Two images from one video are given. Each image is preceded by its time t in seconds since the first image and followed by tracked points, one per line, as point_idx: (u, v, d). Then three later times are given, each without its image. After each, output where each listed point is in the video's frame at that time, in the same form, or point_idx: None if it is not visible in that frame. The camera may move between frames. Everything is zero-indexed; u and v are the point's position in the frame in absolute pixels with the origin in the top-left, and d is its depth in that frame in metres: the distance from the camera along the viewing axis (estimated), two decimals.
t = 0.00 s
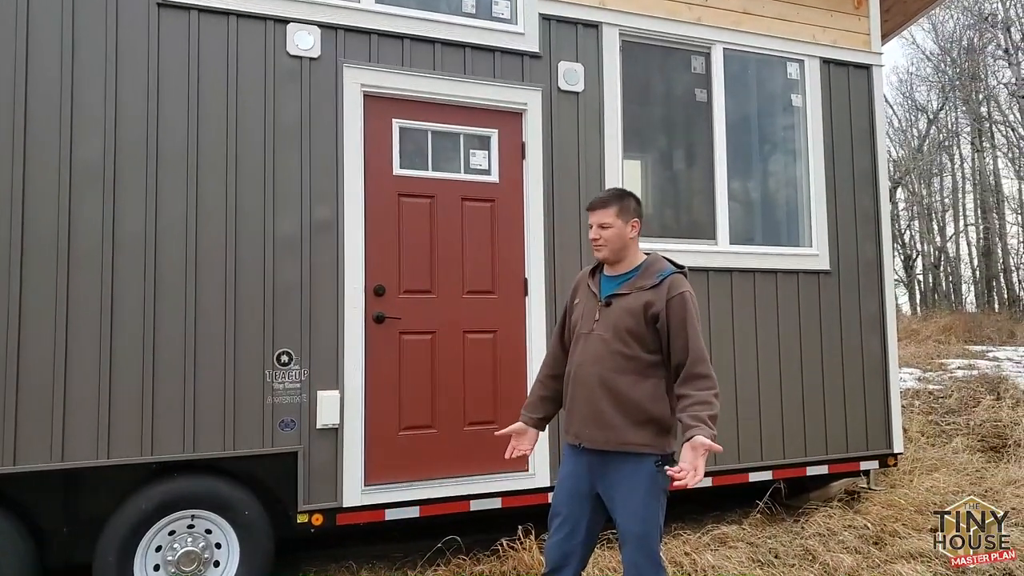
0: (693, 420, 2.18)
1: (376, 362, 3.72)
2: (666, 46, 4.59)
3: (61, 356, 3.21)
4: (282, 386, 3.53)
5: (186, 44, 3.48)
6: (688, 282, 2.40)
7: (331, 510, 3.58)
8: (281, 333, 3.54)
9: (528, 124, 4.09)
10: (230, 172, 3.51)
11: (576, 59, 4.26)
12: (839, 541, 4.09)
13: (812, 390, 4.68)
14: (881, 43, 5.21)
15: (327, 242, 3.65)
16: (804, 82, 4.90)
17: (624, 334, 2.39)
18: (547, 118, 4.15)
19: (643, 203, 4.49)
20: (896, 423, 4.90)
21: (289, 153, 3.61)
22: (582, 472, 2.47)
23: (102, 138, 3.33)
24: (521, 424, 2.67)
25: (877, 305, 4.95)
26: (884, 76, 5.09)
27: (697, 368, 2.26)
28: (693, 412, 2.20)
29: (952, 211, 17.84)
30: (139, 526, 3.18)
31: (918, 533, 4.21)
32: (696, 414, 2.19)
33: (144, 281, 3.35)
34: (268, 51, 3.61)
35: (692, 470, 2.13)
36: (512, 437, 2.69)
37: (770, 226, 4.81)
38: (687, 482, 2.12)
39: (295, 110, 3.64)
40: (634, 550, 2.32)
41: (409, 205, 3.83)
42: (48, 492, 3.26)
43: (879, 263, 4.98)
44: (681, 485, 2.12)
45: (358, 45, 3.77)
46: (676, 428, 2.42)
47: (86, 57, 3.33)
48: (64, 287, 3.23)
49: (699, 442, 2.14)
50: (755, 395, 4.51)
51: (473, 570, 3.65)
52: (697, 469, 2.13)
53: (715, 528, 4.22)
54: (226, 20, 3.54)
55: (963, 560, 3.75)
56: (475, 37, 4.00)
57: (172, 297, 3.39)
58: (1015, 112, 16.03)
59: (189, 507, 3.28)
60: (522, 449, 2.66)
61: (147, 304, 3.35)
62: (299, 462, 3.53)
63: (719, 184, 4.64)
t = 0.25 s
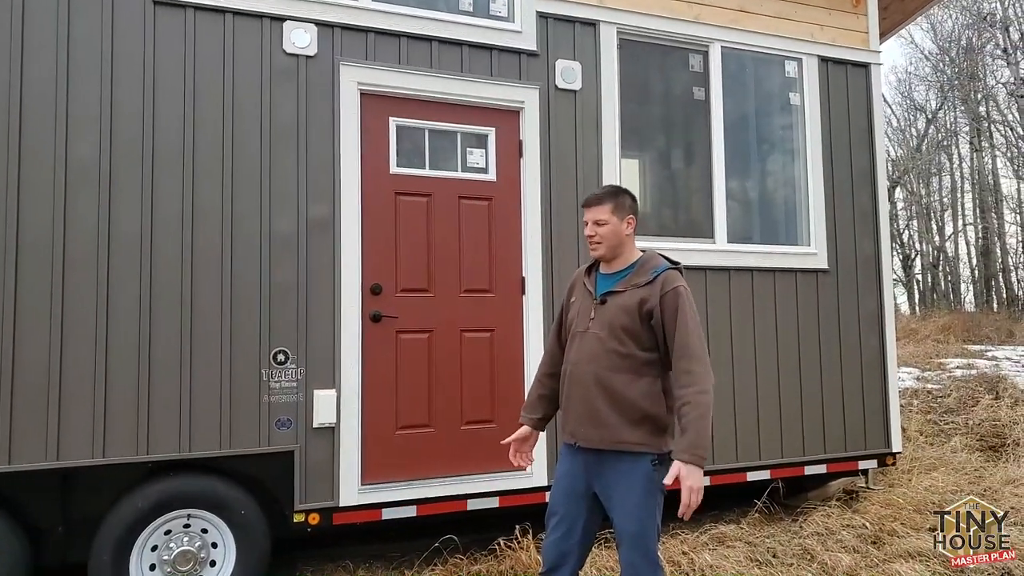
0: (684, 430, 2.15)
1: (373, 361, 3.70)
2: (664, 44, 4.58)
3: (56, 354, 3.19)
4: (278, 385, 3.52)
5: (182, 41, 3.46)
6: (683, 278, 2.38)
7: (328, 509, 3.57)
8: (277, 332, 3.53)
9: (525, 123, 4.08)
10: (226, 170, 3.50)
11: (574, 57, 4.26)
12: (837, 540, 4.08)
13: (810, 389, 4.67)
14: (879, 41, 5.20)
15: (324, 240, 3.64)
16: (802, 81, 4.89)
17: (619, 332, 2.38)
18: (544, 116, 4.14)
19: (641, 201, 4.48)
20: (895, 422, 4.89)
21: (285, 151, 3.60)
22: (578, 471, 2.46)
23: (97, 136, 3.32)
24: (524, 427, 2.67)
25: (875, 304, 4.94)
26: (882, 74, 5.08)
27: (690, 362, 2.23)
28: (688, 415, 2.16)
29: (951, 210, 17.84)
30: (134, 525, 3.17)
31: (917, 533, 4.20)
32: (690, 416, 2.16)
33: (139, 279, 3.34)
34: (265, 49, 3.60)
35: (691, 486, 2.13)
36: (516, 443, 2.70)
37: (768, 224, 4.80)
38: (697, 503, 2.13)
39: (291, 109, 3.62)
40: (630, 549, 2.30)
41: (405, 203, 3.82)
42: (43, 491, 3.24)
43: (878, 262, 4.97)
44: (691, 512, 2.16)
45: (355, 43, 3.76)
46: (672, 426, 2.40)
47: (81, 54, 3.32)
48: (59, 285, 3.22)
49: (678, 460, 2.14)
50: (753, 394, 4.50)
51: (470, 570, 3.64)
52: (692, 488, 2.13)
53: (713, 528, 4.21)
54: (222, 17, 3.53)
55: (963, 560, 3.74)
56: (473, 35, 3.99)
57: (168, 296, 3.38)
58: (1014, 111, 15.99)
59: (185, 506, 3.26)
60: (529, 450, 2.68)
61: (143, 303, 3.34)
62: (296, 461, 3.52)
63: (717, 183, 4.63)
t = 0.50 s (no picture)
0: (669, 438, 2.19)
1: (370, 361, 3.70)
2: (662, 43, 4.57)
3: (53, 354, 3.19)
4: (275, 384, 3.51)
5: (179, 40, 3.46)
6: (678, 278, 2.36)
7: (325, 509, 3.57)
8: (275, 331, 3.53)
9: (523, 122, 4.07)
10: (223, 169, 3.49)
11: (572, 56, 4.25)
12: (836, 540, 4.08)
13: (808, 388, 4.67)
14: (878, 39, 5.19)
15: (321, 240, 3.63)
16: (801, 79, 4.88)
17: (613, 333, 2.37)
18: (542, 116, 4.13)
19: (639, 200, 4.47)
20: (893, 422, 4.89)
21: (283, 151, 3.60)
22: (575, 472, 2.46)
23: (94, 135, 3.31)
24: (534, 432, 2.68)
25: (874, 303, 4.93)
26: (881, 73, 5.07)
27: (682, 366, 2.23)
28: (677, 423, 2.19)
29: (951, 209, 17.82)
30: (132, 525, 3.17)
31: (916, 532, 4.20)
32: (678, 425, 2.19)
33: (137, 278, 3.33)
34: (261, 48, 3.59)
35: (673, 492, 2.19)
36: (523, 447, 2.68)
37: (767, 224, 4.79)
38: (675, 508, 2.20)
39: (289, 108, 3.62)
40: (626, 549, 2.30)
41: (403, 203, 3.81)
42: (41, 490, 3.24)
43: (876, 261, 4.97)
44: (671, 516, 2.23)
45: (352, 42, 3.76)
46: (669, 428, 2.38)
47: (78, 53, 3.31)
48: (56, 284, 3.22)
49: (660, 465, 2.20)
50: (751, 394, 4.50)
51: (468, 569, 3.63)
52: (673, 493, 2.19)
53: (711, 527, 4.21)
54: (219, 16, 3.53)
55: (963, 560, 3.75)
56: (470, 34, 3.99)
57: (165, 295, 3.37)
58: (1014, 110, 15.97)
59: (182, 506, 3.26)
60: (533, 455, 2.62)
61: (140, 302, 3.33)
62: (293, 460, 3.51)
63: (716, 182, 4.63)
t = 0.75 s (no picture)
0: (667, 436, 2.18)
1: (368, 360, 3.70)
2: (661, 42, 4.57)
3: (52, 354, 3.19)
4: (274, 384, 3.52)
5: (178, 40, 3.46)
6: (675, 277, 2.36)
7: (324, 508, 3.57)
8: (273, 331, 3.53)
9: (522, 122, 4.07)
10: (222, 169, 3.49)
11: (571, 56, 4.25)
12: (835, 540, 4.08)
13: (808, 388, 4.66)
14: (878, 39, 5.19)
15: (319, 240, 3.63)
16: (800, 79, 4.88)
17: (610, 332, 2.37)
18: (541, 115, 4.13)
19: (638, 200, 4.47)
20: (893, 421, 4.88)
21: (281, 151, 3.60)
22: (572, 472, 2.46)
23: (93, 135, 3.31)
24: (535, 433, 2.69)
25: (873, 303, 4.93)
26: (881, 73, 5.07)
27: (678, 365, 2.23)
28: (674, 421, 2.19)
29: (951, 208, 17.81)
30: (130, 525, 3.17)
31: (915, 532, 4.19)
32: (675, 423, 2.18)
33: (135, 278, 3.33)
34: (260, 48, 3.59)
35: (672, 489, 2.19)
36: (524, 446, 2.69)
37: (766, 223, 4.79)
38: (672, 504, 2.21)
39: (287, 107, 3.62)
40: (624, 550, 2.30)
41: (401, 202, 3.81)
42: (40, 490, 3.24)
43: (875, 260, 4.96)
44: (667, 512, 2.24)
45: (351, 41, 3.76)
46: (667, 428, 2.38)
47: (76, 53, 3.31)
48: (55, 284, 3.22)
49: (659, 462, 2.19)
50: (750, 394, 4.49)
51: (466, 569, 3.63)
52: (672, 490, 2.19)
53: (710, 527, 4.21)
54: (218, 16, 3.53)
55: (963, 560, 3.74)
56: (469, 34, 3.98)
57: (164, 295, 3.37)
58: (1015, 109, 15.86)
59: (181, 505, 3.26)
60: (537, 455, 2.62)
61: (139, 302, 3.33)
62: (292, 460, 3.51)
63: (715, 182, 4.62)
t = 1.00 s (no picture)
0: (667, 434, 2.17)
1: (368, 359, 3.70)
2: (661, 40, 4.57)
3: (53, 353, 3.20)
4: (274, 382, 3.52)
5: (177, 39, 3.46)
6: (674, 276, 2.36)
7: (324, 507, 3.57)
8: (273, 329, 3.53)
9: (522, 120, 4.07)
10: (221, 167, 3.49)
11: (571, 54, 4.24)
12: (835, 539, 4.07)
13: (808, 387, 4.66)
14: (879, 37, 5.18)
15: (319, 238, 3.63)
16: (801, 77, 4.87)
17: (609, 331, 2.37)
18: (541, 114, 4.13)
19: (638, 199, 4.47)
20: (894, 420, 4.88)
21: (281, 150, 3.60)
22: (573, 470, 2.46)
23: (93, 134, 3.31)
24: (534, 431, 2.69)
25: (874, 301, 4.92)
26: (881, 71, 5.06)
27: (677, 363, 2.23)
28: (674, 419, 2.18)
29: (953, 207, 17.79)
30: (131, 523, 3.17)
31: (915, 531, 4.19)
32: (675, 421, 2.18)
33: (135, 277, 3.34)
34: (260, 47, 3.59)
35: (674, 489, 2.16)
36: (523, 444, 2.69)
37: (766, 222, 4.79)
38: (676, 504, 2.18)
39: (287, 106, 3.62)
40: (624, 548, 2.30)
41: (402, 201, 3.81)
42: (41, 488, 3.24)
43: (876, 259, 4.95)
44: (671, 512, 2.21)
45: (351, 40, 3.76)
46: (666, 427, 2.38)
47: (76, 52, 3.31)
48: (56, 283, 3.22)
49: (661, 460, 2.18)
50: (751, 393, 4.49)
51: (466, 567, 3.63)
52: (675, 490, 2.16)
53: (710, 526, 4.21)
54: (217, 15, 3.53)
55: (963, 560, 3.72)
56: (469, 32, 3.98)
57: (164, 293, 3.38)
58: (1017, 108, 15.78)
59: (182, 504, 3.27)
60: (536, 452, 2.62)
61: (139, 301, 3.34)
62: (292, 459, 3.51)
63: (715, 181, 4.62)
